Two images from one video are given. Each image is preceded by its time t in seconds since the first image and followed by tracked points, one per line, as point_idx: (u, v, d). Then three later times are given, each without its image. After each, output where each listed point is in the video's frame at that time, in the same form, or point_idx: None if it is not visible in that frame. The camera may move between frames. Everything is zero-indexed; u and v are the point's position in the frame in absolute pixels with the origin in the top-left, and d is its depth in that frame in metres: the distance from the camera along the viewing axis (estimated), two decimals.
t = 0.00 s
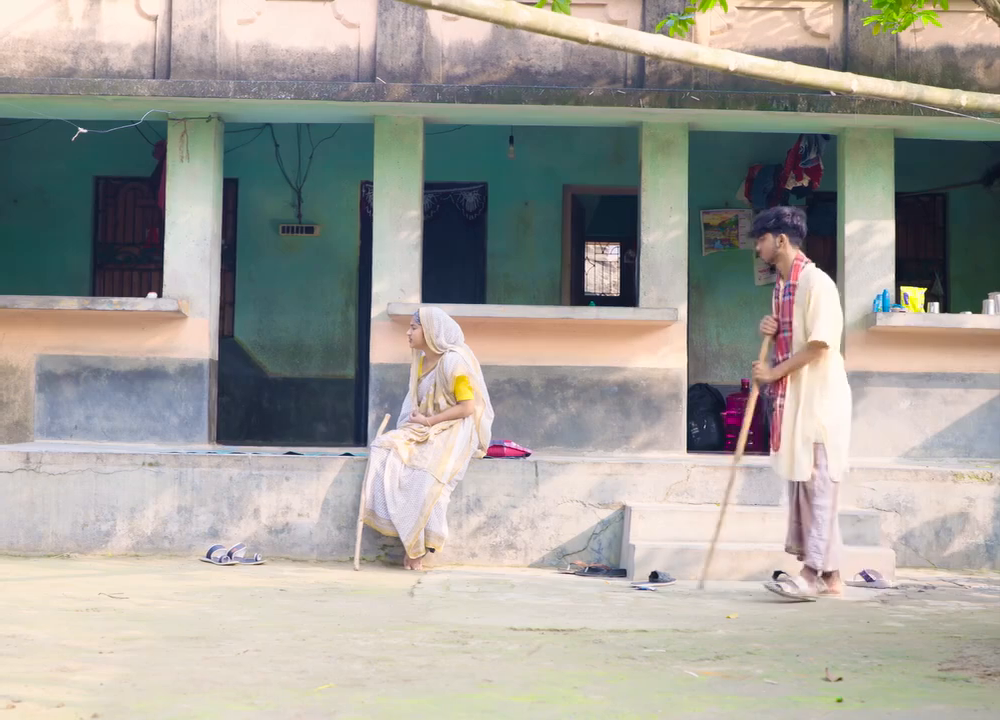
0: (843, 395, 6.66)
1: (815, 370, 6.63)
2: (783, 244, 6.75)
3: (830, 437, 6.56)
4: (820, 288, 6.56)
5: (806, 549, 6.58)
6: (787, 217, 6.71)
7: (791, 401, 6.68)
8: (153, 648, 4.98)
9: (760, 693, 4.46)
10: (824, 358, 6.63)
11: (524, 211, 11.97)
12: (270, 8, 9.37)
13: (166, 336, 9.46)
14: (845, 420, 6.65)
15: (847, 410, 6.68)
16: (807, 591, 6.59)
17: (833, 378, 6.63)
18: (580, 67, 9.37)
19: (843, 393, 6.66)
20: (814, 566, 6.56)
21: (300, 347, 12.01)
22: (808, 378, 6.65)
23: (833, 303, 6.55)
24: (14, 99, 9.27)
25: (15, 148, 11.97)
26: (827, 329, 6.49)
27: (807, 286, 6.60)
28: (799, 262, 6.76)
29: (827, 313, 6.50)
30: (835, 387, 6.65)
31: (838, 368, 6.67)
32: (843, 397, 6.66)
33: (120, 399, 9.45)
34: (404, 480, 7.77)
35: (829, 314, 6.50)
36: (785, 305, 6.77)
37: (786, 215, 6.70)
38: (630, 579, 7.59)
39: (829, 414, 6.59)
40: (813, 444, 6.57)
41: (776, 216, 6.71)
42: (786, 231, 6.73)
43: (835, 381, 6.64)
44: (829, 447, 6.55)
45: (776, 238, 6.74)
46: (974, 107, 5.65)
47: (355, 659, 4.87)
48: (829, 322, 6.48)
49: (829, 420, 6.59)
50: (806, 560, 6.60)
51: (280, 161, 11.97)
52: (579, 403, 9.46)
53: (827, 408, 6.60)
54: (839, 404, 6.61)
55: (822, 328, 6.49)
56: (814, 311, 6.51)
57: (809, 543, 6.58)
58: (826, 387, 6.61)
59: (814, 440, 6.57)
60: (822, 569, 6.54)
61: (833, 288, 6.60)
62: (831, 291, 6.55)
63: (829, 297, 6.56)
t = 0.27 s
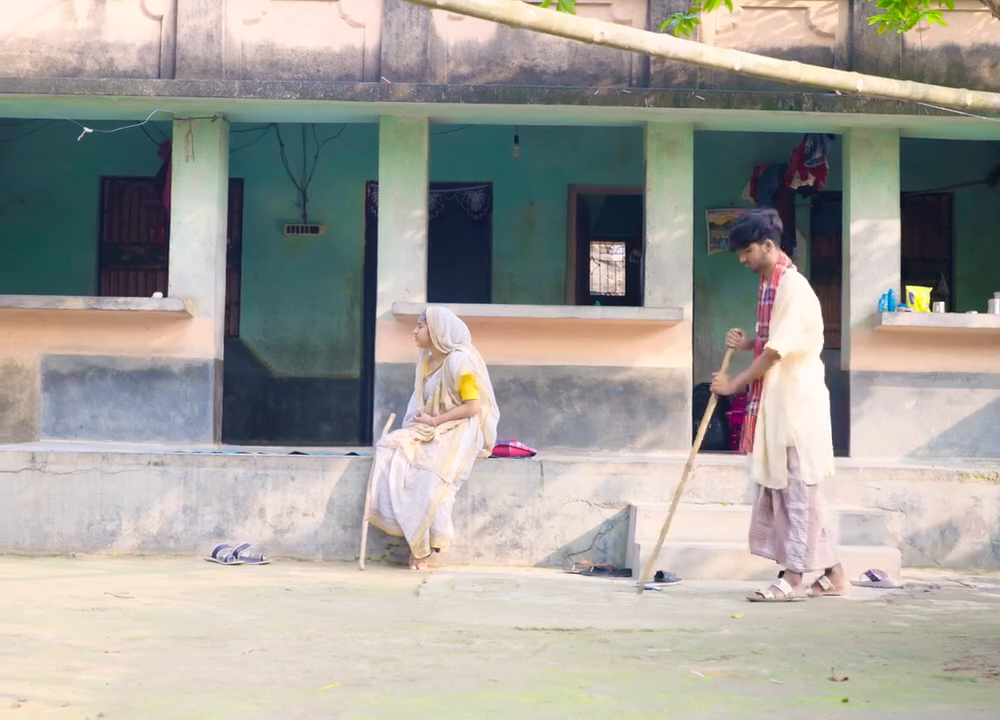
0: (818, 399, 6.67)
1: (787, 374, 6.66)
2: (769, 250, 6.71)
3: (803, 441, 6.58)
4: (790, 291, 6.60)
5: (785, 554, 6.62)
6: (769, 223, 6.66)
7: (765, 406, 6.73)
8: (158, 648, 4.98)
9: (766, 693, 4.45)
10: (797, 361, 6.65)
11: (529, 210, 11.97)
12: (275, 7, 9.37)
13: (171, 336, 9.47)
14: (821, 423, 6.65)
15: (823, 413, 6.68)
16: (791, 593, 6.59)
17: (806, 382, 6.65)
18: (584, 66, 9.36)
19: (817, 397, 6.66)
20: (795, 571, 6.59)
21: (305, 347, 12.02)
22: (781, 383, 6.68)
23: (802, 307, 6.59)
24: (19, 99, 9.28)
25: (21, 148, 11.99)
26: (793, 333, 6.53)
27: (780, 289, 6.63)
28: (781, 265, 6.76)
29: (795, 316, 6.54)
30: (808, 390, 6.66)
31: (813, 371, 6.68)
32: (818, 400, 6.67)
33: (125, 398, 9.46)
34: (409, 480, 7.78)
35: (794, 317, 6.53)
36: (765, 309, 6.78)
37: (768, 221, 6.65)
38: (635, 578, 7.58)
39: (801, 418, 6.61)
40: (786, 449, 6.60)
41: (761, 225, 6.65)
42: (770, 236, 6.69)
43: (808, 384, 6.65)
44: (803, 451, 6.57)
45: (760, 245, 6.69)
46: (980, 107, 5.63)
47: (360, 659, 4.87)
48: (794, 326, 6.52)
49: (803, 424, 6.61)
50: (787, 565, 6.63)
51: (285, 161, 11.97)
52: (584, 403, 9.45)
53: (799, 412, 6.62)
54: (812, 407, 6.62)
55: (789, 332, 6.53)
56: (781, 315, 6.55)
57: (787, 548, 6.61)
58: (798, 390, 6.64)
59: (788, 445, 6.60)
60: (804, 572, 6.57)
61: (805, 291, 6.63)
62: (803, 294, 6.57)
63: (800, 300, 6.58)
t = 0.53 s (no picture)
0: (805, 400, 6.63)
1: (771, 378, 6.62)
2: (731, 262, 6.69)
3: (795, 444, 6.54)
4: (762, 296, 6.54)
5: (788, 555, 6.57)
6: (726, 237, 6.63)
7: (751, 411, 6.68)
8: (167, 648, 4.99)
9: (776, 693, 4.45)
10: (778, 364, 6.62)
11: (538, 210, 11.97)
12: (284, 8, 9.38)
13: (180, 336, 9.48)
14: (810, 424, 6.62)
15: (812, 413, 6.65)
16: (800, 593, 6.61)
17: (792, 384, 6.61)
18: (594, 66, 9.36)
19: (801, 397, 6.62)
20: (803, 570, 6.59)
21: (314, 347, 12.03)
22: (764, 388, 6.64)
23: (777, 309, 6.54)
24: (29, 100, 9.30)
25: (30, 148, 12.02)
26: (771, 338, 6.49)
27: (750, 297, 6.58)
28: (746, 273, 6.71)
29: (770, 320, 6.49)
30: (791, 391, 6.61)
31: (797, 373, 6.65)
32: (805, 401, 6.63)
33: (134, 399, 9.47)
34: (418, 480, 7.79)
35: (771, 322, 6.48)
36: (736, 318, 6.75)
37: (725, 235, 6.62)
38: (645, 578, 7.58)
39: (791, 421, 6.57)
40: (778, 453, 6.56)
41: (720, 241, 6.61)
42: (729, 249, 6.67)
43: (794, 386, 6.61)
44: (795, 454, 6.53)
45: (722, 261, 6.65)
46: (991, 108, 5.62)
47: (370, 659, 4.88)
48: (772, 331, 6.48)
49: (793, 426, 6.57)
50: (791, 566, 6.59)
51: (294, 161, 11.98)
52: (593, 403, 9.45)
53: (788, 415, 6.58)
54: (798, 409, 6.59)
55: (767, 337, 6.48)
56: (756, 321, 6.51)
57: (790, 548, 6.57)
58: (784, 394, 6.59)
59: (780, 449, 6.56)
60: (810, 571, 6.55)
61: (778, 293, 6.59)
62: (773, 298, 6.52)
63: (773, 304, 6.54)
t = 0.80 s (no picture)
0: (787, 399, 6.70)
1: (750, 381, 6.67)
2: (686, 280, 6.72)
3: (786, 445, 6.61)
4: (721, 301, 6.62)
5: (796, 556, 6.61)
6: (674, 256, 6.67)
7: (736, 418, 6.69)
8: (180, 648, 5.00)
9: (788, 693, 4.45)
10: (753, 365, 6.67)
11: (549, 210, 11.97)
12: (296, 8, 9.39)
13: (192, 337, 9.50)
14: (796, 421, 6.70)
15: (796, 410, 6.73)
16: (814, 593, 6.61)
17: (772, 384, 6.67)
18: (605, 66, 9.35)
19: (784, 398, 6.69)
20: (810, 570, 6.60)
21: (326, 348, 12.04)
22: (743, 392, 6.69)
23: (740, 312, 6.63)
24: (40, 101, 9.32)
25: (42, 149, 12.06)
26: (738, 341, 6.57)
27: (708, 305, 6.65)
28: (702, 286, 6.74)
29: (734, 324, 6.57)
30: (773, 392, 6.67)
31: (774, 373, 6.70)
32: (788, 400, 6.70)
33: (146, 399, 9.49)
34: (430, 480, 7.79)
35: (735, 326, 6.56)
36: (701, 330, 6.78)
37: (674, 255, 6.66)
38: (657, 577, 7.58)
39: (779, 422, 6.64)
40: (773, 457, 6.62)
41: (671, 262, 6.65)
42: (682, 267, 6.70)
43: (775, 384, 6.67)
44: (789, 455, 6.61)
45: (677, 280, 6.69)
46: None
47: (382, 659, 4.88)
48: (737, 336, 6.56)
49: (782, 428, 6.64)
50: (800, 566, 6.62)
51: (306, 161, 12.00)
52: (605, 403, 9.45)
53: (775, 417, 6.65)
54: (787, 410, 6.66)
55: (734, 341, 6.56)
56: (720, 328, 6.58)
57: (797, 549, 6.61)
58: (766, 395, 6.66)
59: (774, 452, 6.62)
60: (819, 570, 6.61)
61: (737, 297, 6.67)
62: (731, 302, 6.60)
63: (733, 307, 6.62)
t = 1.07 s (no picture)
0: (758, 395, 6.82)
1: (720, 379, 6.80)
2: (654, 279, 6.80)
3: (756, 439, 6.70)
4: (695, 296, 6.75)
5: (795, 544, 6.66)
6: (644, 254, 6.77)
7: (705, 415, 6.82)
8: (193, 648, 5.01)
9: (800, 693, 4.45)
10: (724, 361, 6.79)
11: (561, 211, 11.96)
12: (308, 9, 9.40)
13: (204, 337, 9.52)
14: (766, 417, 6.80)
15: (765, 407, 6.84)
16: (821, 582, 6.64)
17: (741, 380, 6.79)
18: (617, 66, 9.35)
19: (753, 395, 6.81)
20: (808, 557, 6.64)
21: (338, 348, 12.06)
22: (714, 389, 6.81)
23: (714, 307, 6.76)
24: (53, 102, 9.35)
25: (56, 150, 12.10)
26: (711, 335, 6.69)
27: (682, 300, 6.76)
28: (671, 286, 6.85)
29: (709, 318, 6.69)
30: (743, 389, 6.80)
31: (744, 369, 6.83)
32: (758, 396, 6.82)
33: (159, 399, 9.51)
34: (442, 480, 7.79)
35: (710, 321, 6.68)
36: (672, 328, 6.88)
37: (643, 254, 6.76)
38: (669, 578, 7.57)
39: (747, 418, 6.75)
40: (746, 451, 6.70)
41: (639, 259, 6.74)
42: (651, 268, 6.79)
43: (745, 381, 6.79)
44: (761, 449, 6.69)
45: (646, 280, 6.77)
46: None
47: (395, 659, 4.88)
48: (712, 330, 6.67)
49: (753, 423, 6.74)
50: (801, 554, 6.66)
51: (318, 162, 12.01)
52: (617, 403, 9.44)
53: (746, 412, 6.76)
54: (755, 407, 6.78)
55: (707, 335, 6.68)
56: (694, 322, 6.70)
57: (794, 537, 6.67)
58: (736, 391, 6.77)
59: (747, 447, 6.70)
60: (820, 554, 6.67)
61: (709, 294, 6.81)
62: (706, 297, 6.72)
63: (707, 303, 6.74)
